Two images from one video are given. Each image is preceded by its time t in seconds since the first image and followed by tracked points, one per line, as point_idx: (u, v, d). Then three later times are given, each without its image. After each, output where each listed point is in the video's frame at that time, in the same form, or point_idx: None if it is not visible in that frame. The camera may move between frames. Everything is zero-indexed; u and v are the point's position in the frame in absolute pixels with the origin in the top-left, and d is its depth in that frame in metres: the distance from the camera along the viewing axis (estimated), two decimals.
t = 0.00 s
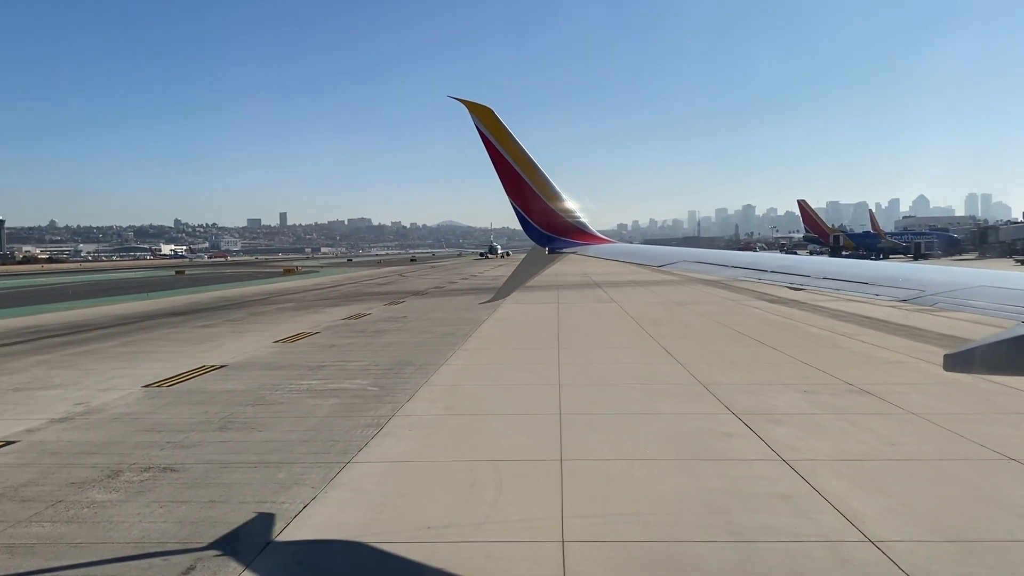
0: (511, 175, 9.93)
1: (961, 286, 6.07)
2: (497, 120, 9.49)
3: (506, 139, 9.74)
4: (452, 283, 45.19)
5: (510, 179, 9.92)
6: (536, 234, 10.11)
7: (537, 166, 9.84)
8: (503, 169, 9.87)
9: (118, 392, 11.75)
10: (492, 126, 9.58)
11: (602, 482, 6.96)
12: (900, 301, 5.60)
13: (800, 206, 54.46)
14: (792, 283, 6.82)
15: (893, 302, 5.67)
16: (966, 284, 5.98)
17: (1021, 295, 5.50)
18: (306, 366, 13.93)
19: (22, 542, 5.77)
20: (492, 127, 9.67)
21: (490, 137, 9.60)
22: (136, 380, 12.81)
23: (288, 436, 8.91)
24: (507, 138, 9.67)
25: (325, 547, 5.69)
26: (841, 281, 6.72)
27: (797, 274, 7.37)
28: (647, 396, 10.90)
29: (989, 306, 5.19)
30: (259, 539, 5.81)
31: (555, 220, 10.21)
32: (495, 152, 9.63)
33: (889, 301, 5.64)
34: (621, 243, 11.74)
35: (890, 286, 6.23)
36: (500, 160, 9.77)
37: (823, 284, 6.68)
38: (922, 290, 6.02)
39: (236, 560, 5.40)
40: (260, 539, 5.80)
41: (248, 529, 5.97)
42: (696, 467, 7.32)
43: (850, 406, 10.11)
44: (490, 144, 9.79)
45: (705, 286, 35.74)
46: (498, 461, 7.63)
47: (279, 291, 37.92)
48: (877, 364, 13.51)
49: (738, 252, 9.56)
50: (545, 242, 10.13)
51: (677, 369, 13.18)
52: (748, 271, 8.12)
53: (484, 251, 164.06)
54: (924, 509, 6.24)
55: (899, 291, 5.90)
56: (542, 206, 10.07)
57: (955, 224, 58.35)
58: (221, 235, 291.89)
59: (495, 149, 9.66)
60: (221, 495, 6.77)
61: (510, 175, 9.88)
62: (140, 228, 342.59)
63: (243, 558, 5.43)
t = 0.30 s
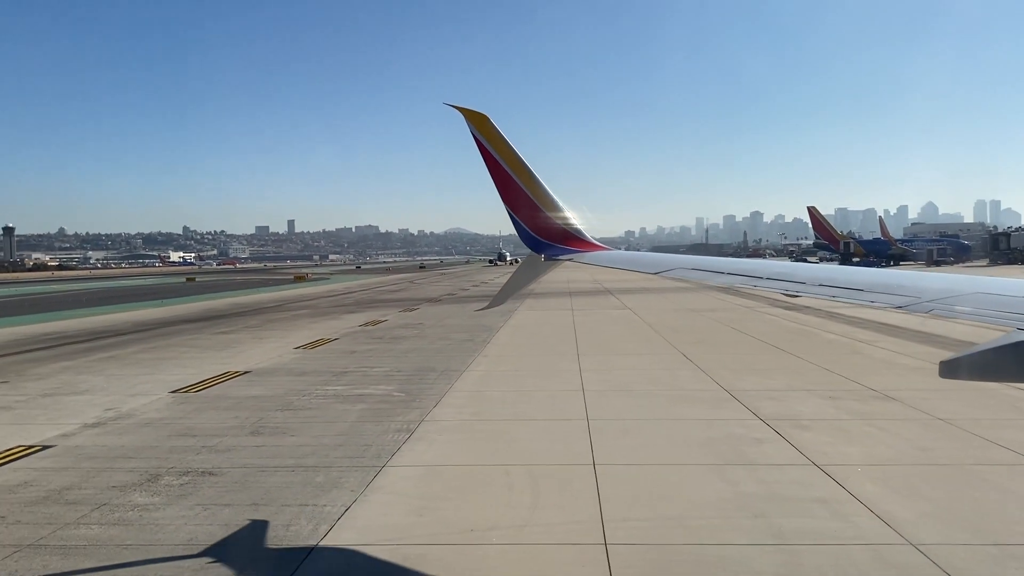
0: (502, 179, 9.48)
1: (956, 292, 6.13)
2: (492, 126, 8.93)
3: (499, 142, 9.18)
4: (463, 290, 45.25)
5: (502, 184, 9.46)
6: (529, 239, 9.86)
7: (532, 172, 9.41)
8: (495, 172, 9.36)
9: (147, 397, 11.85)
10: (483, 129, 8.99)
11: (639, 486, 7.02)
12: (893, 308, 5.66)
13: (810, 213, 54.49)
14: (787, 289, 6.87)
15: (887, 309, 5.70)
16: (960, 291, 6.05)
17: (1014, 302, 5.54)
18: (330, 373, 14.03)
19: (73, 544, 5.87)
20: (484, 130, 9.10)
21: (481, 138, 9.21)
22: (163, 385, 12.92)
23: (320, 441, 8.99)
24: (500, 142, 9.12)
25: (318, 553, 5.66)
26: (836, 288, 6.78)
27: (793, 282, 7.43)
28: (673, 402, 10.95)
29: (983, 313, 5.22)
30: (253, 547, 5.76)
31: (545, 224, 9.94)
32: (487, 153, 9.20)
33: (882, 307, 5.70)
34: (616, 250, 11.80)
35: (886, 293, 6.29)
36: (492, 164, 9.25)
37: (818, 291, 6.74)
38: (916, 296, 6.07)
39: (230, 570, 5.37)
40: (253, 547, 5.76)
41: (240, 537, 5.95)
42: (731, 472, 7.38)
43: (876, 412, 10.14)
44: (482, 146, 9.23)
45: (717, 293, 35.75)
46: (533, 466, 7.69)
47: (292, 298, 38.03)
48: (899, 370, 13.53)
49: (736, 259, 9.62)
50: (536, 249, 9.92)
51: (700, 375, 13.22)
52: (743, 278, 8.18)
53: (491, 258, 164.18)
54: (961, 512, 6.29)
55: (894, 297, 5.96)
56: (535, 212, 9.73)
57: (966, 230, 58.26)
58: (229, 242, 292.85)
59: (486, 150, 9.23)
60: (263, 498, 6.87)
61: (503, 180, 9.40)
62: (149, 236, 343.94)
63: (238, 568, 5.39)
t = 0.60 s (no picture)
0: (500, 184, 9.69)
1: (955, 293, 6.19)
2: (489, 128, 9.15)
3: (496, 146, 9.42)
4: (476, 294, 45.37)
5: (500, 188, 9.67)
6: (529, 243, 10.03)
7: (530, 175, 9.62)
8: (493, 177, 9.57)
9: (175, 399, 11.97)
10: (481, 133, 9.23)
11: (672, 487, 7.10)
12: (889, 311, 5.71)
13: (820, 217, 54.48)
14: (783, 292, 6.95)
15: (884, 311, 5.72)
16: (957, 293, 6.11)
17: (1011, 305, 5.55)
18: (354, 376, 14.14)
19: (124, 543, 5.97)
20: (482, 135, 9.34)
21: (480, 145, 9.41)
22: (191, 388, 13.03)
23: (351, 443, 9.10)
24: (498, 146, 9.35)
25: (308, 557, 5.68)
26: (833, 291, 6.85)
27: (789, 284, 7.51)
28: (698, 405, 11.02)
29: (982, 314, 5.23)
30: (242, 552, 5.78)
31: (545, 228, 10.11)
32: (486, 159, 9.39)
33: (878, 310, 5.76)
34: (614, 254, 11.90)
35: (882, 295, 6.35)
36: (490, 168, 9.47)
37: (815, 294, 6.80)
38: (913, 299, 6.13)
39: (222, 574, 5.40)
40: (244, 552, 5.78)
41: (228, 544, 5.95)
42: (765, 475, 7.44)
43: (903, 415, 10.19)
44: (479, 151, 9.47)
45: (731, 297, 35.77)
46: (567, 467, 7.77)
47: (306, 302, 38.17)
48: (920, 374, 13.56)
49: (735, 263, 9.64)
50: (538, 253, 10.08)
51: (722, 379, 13.28)
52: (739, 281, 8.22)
53: (496, 261, 164.22)
54: (998, 513, 6.35)
55: (891, 299, 6.02)
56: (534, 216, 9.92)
57: (978, 234, 58.11)
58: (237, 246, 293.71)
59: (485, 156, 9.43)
60: (304, 498, 6.97)
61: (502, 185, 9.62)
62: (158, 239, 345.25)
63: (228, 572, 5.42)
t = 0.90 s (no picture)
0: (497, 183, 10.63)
1: (952, 294, 6.30)
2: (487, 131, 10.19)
3: (493, 146, 10.41)
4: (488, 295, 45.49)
5: (497, 187, 10.60)
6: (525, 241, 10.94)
7: (525, 175, 10.53)
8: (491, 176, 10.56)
9: (204, 399, 12.11)
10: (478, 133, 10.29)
11: (705, 486, 7.18)
12: (886, 312, 5.82)
13: (832, 219, 54.45)
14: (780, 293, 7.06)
15: (881, 314, 5.79)
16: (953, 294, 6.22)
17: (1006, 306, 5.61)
18: (377, 376, 14.28)
19: (173, 539, 6.08)
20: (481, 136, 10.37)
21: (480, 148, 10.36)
22: (218, 387, 13.18)
23: (383, 442, 9.22)
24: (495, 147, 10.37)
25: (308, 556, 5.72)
26: (830, 292, 6.96)
27: (788, 286, 7.61)
28: (723, 405, 11.10)
29: (978, 317, 5.28)
30: (237, 552, 5.77)
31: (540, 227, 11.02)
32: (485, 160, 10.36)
33: (875, 312, 5.86)
34: (615, 256, 12.05)
35: (878, 297, 6.46)
36: (486, 166, 10.46)
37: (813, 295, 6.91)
38: (909, 300, 6.23)
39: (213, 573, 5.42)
40: (237, 553, 5.78)
41: (225, 541, 5.99)
42: (798, 473, 7.52)
43: (928, 415, 10.26)
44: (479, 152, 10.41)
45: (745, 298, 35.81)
46: (600, 466, 7.87)
47: (320, 303, 38.33)
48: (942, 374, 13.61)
49: (734, 265, 9.72)
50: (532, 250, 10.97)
51: (745, 379, 13.36)
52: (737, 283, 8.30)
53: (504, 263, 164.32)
54: None
55: (887, 301, 6.12)
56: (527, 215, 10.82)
57: (990, 236, 57.98)
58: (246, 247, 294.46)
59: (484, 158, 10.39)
60: (344, 495, 7.11)
61: (498, 183, 10.54)
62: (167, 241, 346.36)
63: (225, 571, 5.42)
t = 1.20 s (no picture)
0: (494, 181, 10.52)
1: (952, 294, 6.31)
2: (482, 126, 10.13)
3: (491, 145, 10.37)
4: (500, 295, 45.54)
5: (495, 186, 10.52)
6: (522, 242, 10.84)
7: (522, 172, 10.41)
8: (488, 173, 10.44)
9: (231, 396, 12.23)
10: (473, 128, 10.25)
11: (740, 483, 7.25)
12: (885, 313, 5.82)
13: (844, 219, 54.35)
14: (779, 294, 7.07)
15: (880, 314, 5.79)
16: (951, 294, 6.23)
17: (1005, 305, 5.61)
18: (400, 375, 14.37)
19: (220, 533, 6.19)
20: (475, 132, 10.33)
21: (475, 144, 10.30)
22: (245, 385, 13.29)
23: (413, 439, 9.31)
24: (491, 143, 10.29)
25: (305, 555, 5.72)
26: (829, 293, 6.97)
27: (787, 287, 7.63)
28: (748, 404, 11.16)
29: (971, 317, 5.30)
30: (234, 552, 5.79)
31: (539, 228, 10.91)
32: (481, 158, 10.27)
33: (874, 312, 5.86)
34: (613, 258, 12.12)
35: (876, 297, 6.47)
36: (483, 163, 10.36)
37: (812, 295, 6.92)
38: (907, 301, 6.23)
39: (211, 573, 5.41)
40: (237, 552, 5.80)
41: (224, 541, 6.00)
42: (831, 471, 7.58)
43: (955, 414, 10.31)
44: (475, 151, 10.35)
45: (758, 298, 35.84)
46: (633, 463, 7.94)
47: (333, 302, 38.44)
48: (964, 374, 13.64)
49: (737, 265, 9.73)
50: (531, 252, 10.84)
51: (766, 378, 13.42)
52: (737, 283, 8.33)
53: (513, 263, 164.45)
54: None
55: (886, 301, 6.13)
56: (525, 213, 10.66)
57: (1003, 236, 57.76)
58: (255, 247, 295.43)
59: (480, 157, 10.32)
60: (384, 490, 7.23)
61: (496, 182, 10.46)
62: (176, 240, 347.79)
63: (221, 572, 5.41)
